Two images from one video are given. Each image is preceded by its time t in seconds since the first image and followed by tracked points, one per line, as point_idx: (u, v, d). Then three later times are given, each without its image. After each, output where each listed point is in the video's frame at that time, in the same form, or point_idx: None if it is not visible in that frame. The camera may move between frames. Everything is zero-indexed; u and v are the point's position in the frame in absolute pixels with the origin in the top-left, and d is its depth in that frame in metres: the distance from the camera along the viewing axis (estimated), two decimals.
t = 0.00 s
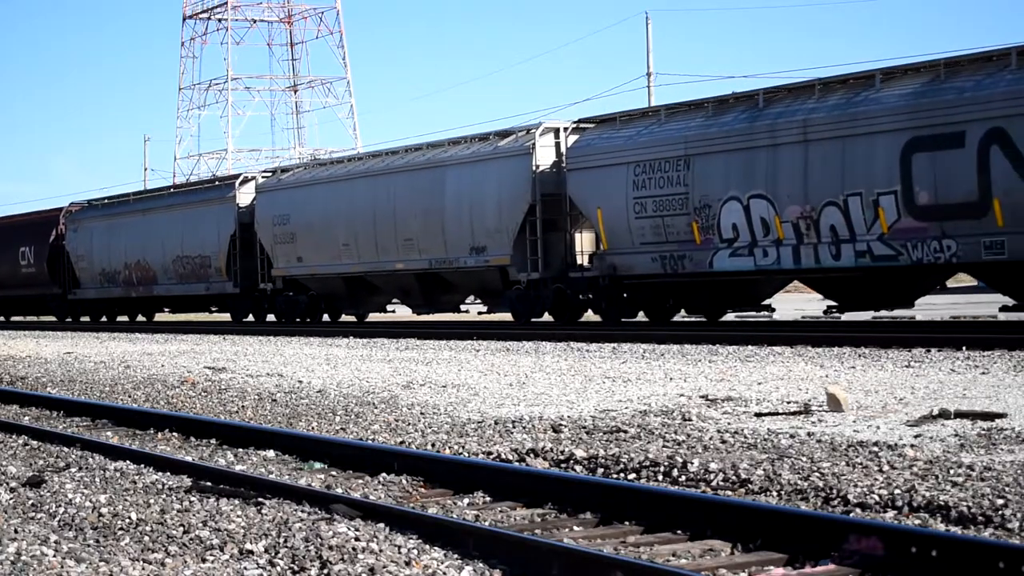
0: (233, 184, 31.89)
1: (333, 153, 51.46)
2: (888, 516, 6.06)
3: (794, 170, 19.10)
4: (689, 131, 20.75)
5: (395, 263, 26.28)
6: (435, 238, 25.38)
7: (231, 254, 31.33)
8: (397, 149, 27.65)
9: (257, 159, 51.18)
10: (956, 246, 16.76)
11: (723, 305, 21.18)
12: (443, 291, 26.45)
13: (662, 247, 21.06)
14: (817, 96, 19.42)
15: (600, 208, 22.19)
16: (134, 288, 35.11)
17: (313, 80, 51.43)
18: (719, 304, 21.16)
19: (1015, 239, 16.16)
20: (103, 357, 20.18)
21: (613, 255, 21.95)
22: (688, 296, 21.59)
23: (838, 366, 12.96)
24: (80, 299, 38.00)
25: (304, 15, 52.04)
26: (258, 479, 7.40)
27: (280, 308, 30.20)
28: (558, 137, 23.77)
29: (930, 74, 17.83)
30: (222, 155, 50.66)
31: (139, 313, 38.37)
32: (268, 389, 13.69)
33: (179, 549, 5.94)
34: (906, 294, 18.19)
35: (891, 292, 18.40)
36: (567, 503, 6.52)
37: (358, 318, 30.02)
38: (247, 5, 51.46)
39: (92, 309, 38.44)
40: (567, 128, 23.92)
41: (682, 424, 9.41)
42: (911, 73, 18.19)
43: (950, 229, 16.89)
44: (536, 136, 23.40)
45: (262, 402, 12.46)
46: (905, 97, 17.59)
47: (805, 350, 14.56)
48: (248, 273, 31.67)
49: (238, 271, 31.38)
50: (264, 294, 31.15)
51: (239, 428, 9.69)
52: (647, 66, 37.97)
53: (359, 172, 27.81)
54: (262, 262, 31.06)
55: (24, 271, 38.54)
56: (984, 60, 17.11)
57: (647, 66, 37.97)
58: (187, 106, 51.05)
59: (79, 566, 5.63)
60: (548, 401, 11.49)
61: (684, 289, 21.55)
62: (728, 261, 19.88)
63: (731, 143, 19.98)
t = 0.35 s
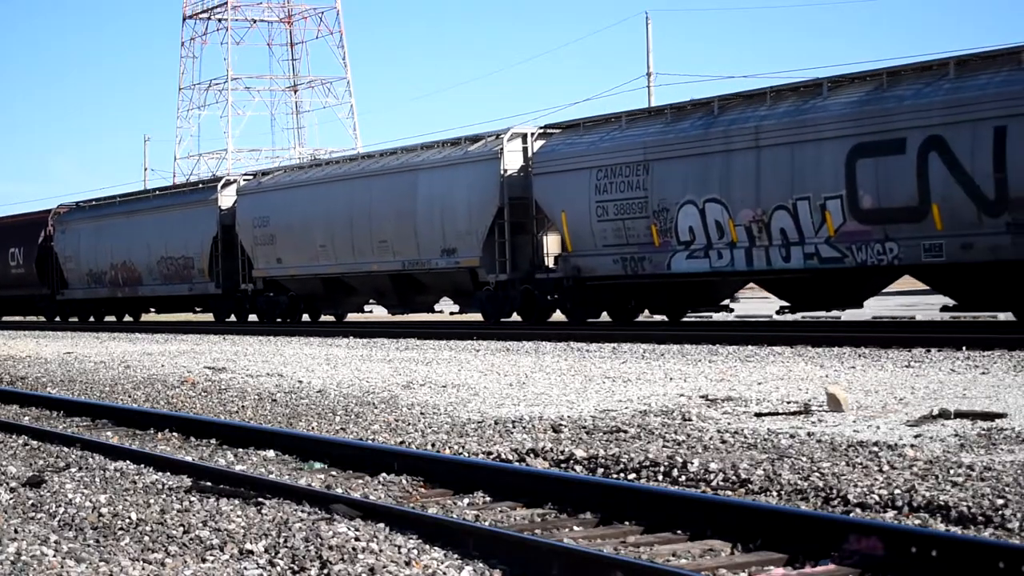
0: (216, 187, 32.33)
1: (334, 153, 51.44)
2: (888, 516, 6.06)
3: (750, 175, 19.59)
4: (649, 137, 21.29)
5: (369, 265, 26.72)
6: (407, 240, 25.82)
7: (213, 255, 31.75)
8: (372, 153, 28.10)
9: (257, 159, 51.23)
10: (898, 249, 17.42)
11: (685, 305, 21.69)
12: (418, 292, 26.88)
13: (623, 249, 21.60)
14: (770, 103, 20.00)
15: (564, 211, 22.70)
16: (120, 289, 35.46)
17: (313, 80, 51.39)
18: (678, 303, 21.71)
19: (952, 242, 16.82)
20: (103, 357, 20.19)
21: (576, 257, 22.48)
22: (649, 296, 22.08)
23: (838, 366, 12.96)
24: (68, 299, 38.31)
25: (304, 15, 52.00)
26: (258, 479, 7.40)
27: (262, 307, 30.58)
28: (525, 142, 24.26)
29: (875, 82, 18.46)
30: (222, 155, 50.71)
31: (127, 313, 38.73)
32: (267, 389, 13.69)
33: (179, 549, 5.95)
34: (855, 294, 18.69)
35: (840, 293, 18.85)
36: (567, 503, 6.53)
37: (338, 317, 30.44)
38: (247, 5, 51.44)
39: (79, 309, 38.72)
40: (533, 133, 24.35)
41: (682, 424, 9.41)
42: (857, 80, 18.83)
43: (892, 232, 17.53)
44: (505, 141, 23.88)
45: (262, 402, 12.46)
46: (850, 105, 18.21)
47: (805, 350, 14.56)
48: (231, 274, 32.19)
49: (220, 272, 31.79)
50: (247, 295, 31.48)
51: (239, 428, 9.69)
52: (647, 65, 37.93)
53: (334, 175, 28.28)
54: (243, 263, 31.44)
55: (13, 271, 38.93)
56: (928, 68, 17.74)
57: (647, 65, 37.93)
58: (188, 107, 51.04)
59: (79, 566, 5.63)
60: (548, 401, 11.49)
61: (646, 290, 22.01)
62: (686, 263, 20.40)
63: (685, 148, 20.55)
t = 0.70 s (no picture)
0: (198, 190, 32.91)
1: (334, 153, 51.40)
2: (888, 516, 6.06)
3: (704, 179, 20.28)
4: (610, 142, 22.06)
5: (346, 266, 27.42)
6: (382, 242, 26.52)
7: (196, 257, 32.20)
8: (348, 157, 28.84)
9: (257, 159, 51.23)
10: (844, 251, 18.04)
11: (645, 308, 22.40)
12: (392, 293, 27.50)
13: (586, 251, 22.26)
14: (725, 109, 20.65)
15: (531, 214, 23.41)
16: (106, 289, 36.01)
17: (313, 81, 51.36)
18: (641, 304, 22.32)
19: (894, 245, 17.42)
20: (103, 357, 20.18)
21: (543, 258, 23.07)
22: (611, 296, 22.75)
23: (838, 366, 12.96)
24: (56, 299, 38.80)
25: (304, 15, 51.95)
26: (258, 479, 7.40)
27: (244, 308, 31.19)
28: (494, 147, 24.97)
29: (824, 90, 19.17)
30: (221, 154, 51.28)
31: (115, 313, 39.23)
32: (267, 389, 13.69)
33: (179, 549, 5.95)
34: (805, 297, 19.27)
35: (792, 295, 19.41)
36: (567, 503, 6.53)
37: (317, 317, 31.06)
38: (247, 5, 51.40)
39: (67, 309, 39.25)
40: (501, 137, 25.05)
41: (682, 424, 9.40)
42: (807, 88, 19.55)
43: (839, 235, 18.17)
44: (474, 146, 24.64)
45: (262, 402, 12.46)
46: (799, 111, 18.97)
47: (805, 350, 14.56)
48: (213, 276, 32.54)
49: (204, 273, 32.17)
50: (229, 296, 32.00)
51: (239, 428, 9.69)
52: (647, 66, 37.90)
53: (311, 179, 29.01)
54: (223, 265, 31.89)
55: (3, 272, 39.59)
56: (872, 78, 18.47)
57: (647, 66, 37.91)
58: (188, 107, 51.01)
59: (79, 566, 5.63)
60: (548, 401, 11.49)
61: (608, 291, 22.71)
62: (645, 265, 21.07)
63: (644, 153, 21.30)
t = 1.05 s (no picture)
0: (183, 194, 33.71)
1: (334, 153, 51.34)
2: (888, 516, 6.06)
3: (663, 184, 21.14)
4: (576, 148, 22.94)
5: (325, 267, 28.31)
6: (358, 244, 27.38)
7: (180, 258, 33.08)
8: (327, 161, 29.71)
9: (257, 159, 51.15)
10: (793, 253, 18.91)
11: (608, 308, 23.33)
12: (370, 293, 28.34)
13: (554, 252, 23.13)
14: (683, 116, 21.54)
15: (500, 217, 24.29)
16: (94, 290, 36.86)
17: (313, 80, 51.33)
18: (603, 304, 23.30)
19: (840, 248, 18.27)
20: (103, 357, 20.19)
21: (511, 260, 24.00)
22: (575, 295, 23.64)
23: (838, 366, 12.96)
24: (44, 299, 39.51)
25: (304, 15, 51.87)
26: (258, 479, 7.40)
27: (226, 308, 32.07)
28: (465, 151, 25.84)
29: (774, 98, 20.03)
30: (222, 155, 49.29)
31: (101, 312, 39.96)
32: (267, 389, 13.69)
33: (179, 549, 5.95)
34: (758, 298, 20.17)
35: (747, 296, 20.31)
36: (568, 503, 6.52)
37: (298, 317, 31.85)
38: (247, 4, 51.31)
39: (56, 309, 40.03)
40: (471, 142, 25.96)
41: (682, 424, 9.40)
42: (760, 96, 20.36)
43: (790, 238, 19.02)
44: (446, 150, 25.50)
45: (262, 402, 12.46)
46: (751, 118, 19.79)
47: (805, 350, 14.56)
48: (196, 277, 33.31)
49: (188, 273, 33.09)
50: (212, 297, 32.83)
51: (239, 428, 9.69)
52: (648, 65, 37.85)
53: (291, 182, 29.89)
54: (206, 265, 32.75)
55: None
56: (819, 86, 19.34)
57: (648, 65, 37.85)
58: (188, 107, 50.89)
59: (79, 566, 5.63)
60: (548, 401, 11.49)
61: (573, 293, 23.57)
62: (607, 266, 22.00)
63: (609, 158, 22.19)
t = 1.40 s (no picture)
0: (165, 196, 34.36)
1: (334, 153, 51.39)
2: (888, 516, 6.06)
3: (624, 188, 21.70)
4: (540, 152, 23.50)
5: (302, 268, 28.87)
6: (335, 245, 27.94)
7: (163, 259, 33.63)
8: (306, 165, 30.38)
9: (257, 158, 51.19)
10: (746, 256, 19.42)
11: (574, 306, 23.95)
12: (348, 294, 28.78)
13: (519, 254, 23.65)
14: (643, 122, 22.14)
15: (470, 220, 24.82)
16: (81, 290, 37.52)
17: (313, 80, 51.36)
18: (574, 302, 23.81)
19: (790, 250, 18.83)
20: (103, 357, 20.19)
21: (480, 262, 24.52)
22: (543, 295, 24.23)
23: (838, 366, 12.96)
24: (33, 299, 40.24)
25: (304, 15, 51.90)
26: (258, 479, 7.40)
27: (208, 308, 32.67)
28: (439, 155, 26.48)
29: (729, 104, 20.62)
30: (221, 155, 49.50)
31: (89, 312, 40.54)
32: (267, 389, 13.69)
33: (179, 549, 5.95)
34: (715, 299, 20.80)
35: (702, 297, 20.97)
36: (567, 504, 6.52)
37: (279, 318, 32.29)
38: (248, 5, 51.35)
39: (45, 308, 40.82)
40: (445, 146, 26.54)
41: (682, 424, 9.41)
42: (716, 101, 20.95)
43: (742, 241, 19.55)
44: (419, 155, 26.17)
45: (262, 402, 12.46)
46: (708, 124, 20.35)
47: (805, 350, 14.55)
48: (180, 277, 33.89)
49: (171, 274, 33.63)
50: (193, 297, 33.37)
51: (239, 428, 9.69)
52: (648, 64, 37.85)
53: (271, 186, 30.54)
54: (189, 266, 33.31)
55: None
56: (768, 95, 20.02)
57: (648, 64, 37.85)
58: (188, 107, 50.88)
59: (79, 566, 5.63)
60: (548, 401, 11.49)
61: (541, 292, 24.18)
62: (571, 268, 22.50)
63: (572, 163, 22.75)
